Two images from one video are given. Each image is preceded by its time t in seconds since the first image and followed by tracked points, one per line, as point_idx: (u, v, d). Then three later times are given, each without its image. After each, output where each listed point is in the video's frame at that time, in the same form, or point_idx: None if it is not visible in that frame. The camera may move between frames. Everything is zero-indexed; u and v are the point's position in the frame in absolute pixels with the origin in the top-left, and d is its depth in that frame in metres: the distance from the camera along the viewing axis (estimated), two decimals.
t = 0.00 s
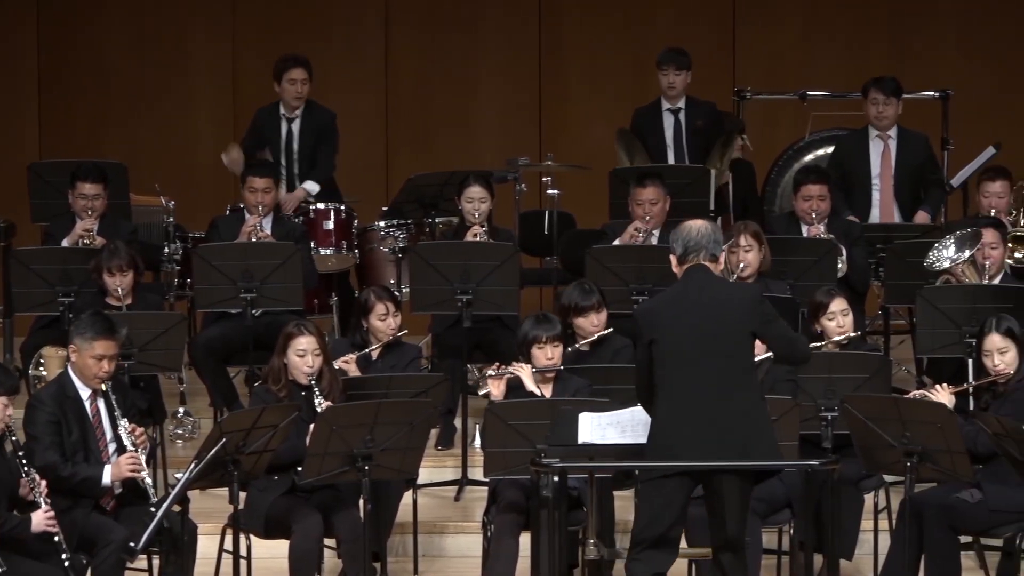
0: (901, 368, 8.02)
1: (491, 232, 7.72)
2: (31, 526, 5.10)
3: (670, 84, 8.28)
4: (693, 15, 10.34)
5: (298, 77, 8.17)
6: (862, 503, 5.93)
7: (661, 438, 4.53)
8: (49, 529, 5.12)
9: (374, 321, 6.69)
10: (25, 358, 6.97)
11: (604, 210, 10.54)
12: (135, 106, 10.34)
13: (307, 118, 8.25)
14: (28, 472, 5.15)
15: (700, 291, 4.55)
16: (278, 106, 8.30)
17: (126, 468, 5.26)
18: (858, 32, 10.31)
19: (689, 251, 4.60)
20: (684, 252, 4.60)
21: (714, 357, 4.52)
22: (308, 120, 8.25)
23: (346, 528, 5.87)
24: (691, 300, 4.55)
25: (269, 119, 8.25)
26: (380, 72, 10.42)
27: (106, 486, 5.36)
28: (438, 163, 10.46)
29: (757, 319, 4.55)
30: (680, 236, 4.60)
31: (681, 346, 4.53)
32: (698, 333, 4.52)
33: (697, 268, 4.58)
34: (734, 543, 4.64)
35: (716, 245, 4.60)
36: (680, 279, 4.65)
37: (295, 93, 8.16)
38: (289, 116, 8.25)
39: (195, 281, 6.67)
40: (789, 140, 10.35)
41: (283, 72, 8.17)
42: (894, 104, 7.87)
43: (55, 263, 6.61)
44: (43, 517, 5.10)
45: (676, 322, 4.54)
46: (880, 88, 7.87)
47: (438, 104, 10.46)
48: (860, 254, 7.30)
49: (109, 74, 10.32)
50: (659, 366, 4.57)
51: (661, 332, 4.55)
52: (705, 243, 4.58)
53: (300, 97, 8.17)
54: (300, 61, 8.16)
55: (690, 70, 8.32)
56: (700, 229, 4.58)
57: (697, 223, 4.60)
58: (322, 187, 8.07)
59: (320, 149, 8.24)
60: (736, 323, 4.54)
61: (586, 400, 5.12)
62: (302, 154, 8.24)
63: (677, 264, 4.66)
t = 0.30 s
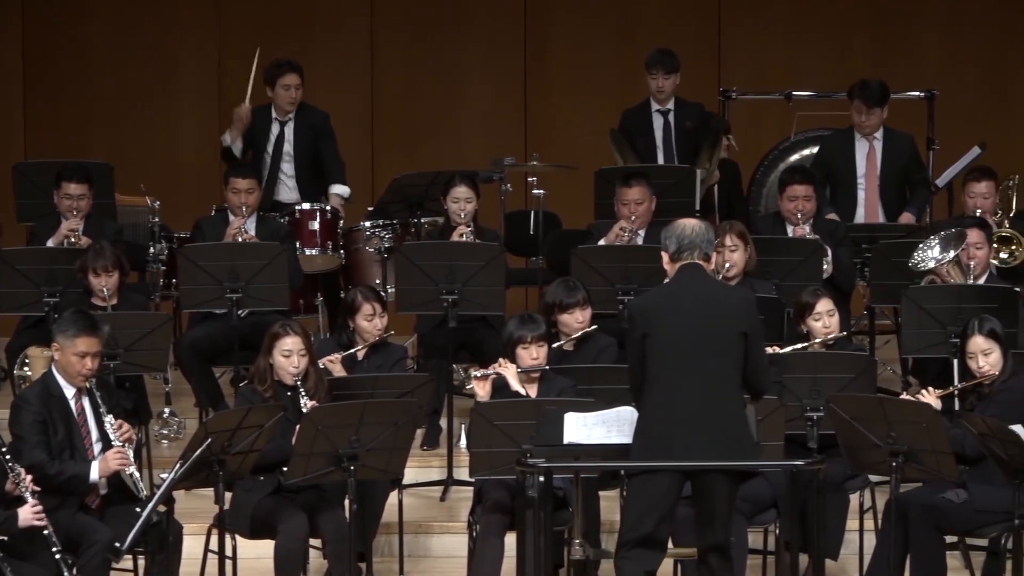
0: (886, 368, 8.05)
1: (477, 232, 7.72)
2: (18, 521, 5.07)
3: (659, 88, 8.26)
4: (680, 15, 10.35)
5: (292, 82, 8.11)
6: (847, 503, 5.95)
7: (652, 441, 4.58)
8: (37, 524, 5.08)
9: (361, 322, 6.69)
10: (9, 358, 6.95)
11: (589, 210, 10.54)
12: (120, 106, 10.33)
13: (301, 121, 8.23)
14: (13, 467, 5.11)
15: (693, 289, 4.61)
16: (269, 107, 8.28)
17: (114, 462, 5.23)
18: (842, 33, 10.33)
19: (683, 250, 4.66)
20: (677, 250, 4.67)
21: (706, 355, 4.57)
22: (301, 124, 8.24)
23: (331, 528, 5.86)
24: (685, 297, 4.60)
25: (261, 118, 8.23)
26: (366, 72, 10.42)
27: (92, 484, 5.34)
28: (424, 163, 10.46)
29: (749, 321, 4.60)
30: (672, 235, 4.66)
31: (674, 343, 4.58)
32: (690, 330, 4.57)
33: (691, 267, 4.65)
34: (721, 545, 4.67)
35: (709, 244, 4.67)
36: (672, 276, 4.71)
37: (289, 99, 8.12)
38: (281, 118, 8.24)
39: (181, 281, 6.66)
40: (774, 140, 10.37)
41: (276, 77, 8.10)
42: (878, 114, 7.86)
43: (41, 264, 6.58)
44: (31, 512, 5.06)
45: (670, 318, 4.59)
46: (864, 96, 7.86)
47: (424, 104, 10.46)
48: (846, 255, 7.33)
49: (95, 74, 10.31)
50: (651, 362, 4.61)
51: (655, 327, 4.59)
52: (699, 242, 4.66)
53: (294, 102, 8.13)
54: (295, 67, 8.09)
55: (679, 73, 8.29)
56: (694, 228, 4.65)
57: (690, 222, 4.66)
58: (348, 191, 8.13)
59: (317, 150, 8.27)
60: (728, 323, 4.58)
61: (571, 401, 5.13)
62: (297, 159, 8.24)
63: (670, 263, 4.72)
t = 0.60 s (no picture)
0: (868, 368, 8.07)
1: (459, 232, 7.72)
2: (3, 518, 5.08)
3: (654, 97, 8.18)
4: (662, 15, 10.36)
5: (302, 82, 8.11)
6: (830, 502, 5.96)
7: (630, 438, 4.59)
8: (21, 520, 5.10)
9: (345, 322, 6.69)
10: None
11: (572, 210, 10.55)
12: (103, 105, 10.30)
13: (314, 118, 8.26)
14: None
15: (684, 289, 4.63)
16: (279, 110, 8.25)
17: (96, 457, 5.21)
18: (824, 33, 10.35)
19: (676, 251, 4.66)
20: (671, 252, 4.66)
21: (693, 355, 4.59)
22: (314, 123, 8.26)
23: (314, 528, 5.85)
24: (675, 295, 4.61)
25: (274, 122, 8.19)
26: (348, 71, 10.41)
27: (75, 481, 5.32)
28: (407, 162, 10.46)
29: (735, 323, 4.63)
30: (667, 236, 4.65)
31: (662, 341, 4.60)
32: (679, 329, 4.59)
33: (682, 268, 4.66)
34: (702, 544, 4.67)
35: (702, 248, 4.68)
36: (661, 277, 4.70)
37: (299, 99, 8.11)
38: (294, 119, 8.23)
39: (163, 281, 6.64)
40: (757, 139, 10.40)
41: (284, 79, 8.09)
42: (863, 104, 7.93)
43: (21, 263, 6.59)
44: (15, 508, 5.08)
45: (660, 316, 4.60)
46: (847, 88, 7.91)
47: (407, 103, 10.45)
48: (828, 254, 7.35)
49: (77, 73, 10.28)
50: (637, 359, 4.62)
51: (644, 325, 4.60)
52: (693, 245, 4.67)
53: (305, 103, 8.13)
54: (305, 67, 8.10)
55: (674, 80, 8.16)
56: (689, 231, 4.66)
57: (685, 225, 4.67)
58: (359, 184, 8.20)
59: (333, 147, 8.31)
60: (716, 324, 4.61)
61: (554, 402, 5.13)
62: (319, 155, 8.27)
63: (661, 264, 4.72)
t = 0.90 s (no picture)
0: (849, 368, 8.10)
1: (441, 232, 7.72)
2: None
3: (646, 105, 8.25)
4: (645, 15, 10.38)
5: (305, 91, 8.15)
6: (812, 503, 5.98)
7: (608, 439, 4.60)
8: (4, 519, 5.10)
9: (327, 322, 6.70)
10: None
11: (554, 209, 10.56)
12: (86, 106, 10.29)
13: (316, 130, 8.30)
14: None
15: (663, 289, 4.65)
16: (282, 116, 8.28)
17: (78, 463, 5.20)
18: (806, 34, 10.38)
19: (654, 250, 4.69)
20: (648, 251, 4.69)
21: (674, 356, 4.59)
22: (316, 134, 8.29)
23: (296, 528, 5.85)
24: (656, 296, 4.63)
25: (275, 129, 8.22)
26: (331, 70, 10.41)
27: (57, 484, 5.31)
28: (389, 162, 10.45)
29: (715, 324, 4.65)
30: (645, 234, 4.69)
31: (643, 342, 4.60)
32: (660, 330, 4.60)
33: (660, 268, 4.68)
34: (684, 544, 4.68)
35: (679, 247, 4.71)
36: (639, 277, 4.72)
37: (300, 108, 8.15)
38: (297, 128, 8.26)
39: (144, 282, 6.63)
40: (739, 139, 10.43)
41: (288, 87, 8.14)
42: (841, 116, 7.94)
43: (3, 265, 6.53)
44: None
45: (641, 316, 4.61)
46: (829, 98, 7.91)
47: (389, 103, 10.45)
48: (810, 255, 7.37)
49: (59, 74, 10.27)
50: (618, 359, 4.63)
51: (626, 325, 4.61)
52: (670, 245, 4.69)
53: (306, 112, 8.16)
54: (309, 76, 8.14)
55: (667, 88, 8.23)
56: (666, 230, 4.69)
57: (662, 224, 4.70)
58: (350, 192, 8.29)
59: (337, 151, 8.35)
60: (696, 325, 4.63)
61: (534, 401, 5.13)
62: (319, 168, 8.29)
63: (638, 263, 4.73)
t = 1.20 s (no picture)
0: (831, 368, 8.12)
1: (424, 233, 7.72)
2: None
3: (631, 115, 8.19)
4: (628, 16, 10.40)
5: (301, 89, 8.17)
6: (795, 503, 6.00)
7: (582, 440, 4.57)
8: None
9: (308, 322, 6.68)
10: None
11: (536, 209, 10.56)
12: (68, 105, 10.28)
13: (309, 127, 8.32)
14: None
15: (642, 289, 4.61)
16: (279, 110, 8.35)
17: (62, 462, 5.20)
18: (789, 35, 10.39)
19: (632, 250, 4.65)
20: (626, 250, 4.65)
21: (654, 358, 4.58)
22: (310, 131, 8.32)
23: (278, 528, 5.84)
24: (635, 297, 4.60)
25: (269, 124, 8.33)
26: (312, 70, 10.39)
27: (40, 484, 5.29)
28: (372, 163, 10.46)
29: (693, 325, 4.64)
30: (623, 233, 4.65)
31: (623, 345, 4.57)
32: (639, 331, 4.58)
33: (639, 268, 4.65)
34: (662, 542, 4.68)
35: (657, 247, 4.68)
36: (617, 276, 4.69)
37: (296, 105, 8.17)
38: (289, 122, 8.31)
39: (126, 282, 6.62)
40: (722, 139, 10.46)
41: (285, 83, 8.15)
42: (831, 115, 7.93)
43: None
44: None
45: (621, 318, 4.58)
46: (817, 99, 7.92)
47: (371, 103, 10.44)
48: (793, 254, 7.41)
49: (41, 73, 10.26)
50: (595, 362, 4.60)
51: (606, 326, 4.58)
52: (648, 244, 4.66)
53: (301, 109, 8.19)
54: (307, 75, 8.13)
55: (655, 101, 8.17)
56: (645, 229, 4.66)
57: (640, 223, 4.66)
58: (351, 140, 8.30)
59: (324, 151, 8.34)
60: (675, 326, 4.61)
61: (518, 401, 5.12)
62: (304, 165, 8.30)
63: (616, 262, 4.70)
